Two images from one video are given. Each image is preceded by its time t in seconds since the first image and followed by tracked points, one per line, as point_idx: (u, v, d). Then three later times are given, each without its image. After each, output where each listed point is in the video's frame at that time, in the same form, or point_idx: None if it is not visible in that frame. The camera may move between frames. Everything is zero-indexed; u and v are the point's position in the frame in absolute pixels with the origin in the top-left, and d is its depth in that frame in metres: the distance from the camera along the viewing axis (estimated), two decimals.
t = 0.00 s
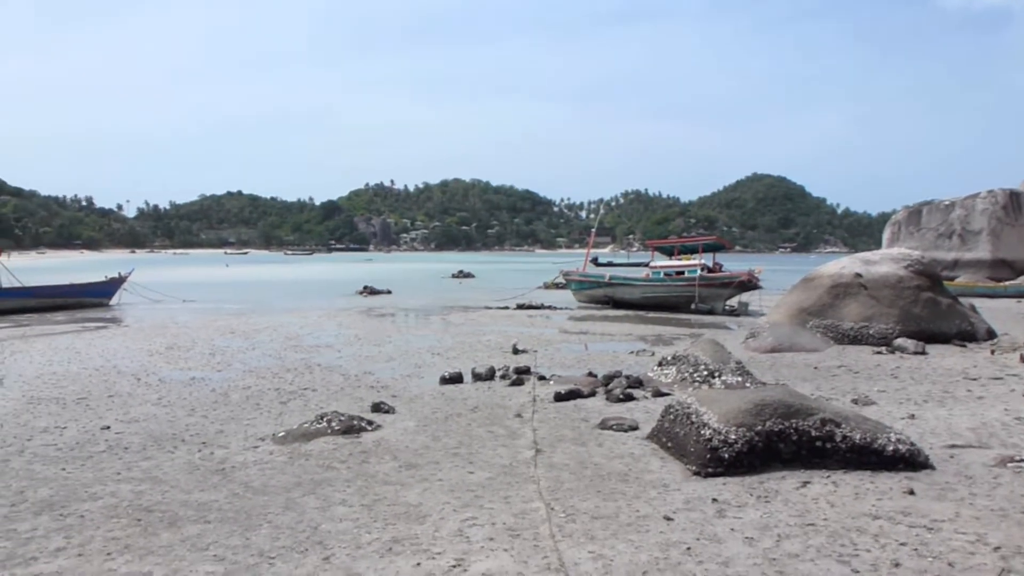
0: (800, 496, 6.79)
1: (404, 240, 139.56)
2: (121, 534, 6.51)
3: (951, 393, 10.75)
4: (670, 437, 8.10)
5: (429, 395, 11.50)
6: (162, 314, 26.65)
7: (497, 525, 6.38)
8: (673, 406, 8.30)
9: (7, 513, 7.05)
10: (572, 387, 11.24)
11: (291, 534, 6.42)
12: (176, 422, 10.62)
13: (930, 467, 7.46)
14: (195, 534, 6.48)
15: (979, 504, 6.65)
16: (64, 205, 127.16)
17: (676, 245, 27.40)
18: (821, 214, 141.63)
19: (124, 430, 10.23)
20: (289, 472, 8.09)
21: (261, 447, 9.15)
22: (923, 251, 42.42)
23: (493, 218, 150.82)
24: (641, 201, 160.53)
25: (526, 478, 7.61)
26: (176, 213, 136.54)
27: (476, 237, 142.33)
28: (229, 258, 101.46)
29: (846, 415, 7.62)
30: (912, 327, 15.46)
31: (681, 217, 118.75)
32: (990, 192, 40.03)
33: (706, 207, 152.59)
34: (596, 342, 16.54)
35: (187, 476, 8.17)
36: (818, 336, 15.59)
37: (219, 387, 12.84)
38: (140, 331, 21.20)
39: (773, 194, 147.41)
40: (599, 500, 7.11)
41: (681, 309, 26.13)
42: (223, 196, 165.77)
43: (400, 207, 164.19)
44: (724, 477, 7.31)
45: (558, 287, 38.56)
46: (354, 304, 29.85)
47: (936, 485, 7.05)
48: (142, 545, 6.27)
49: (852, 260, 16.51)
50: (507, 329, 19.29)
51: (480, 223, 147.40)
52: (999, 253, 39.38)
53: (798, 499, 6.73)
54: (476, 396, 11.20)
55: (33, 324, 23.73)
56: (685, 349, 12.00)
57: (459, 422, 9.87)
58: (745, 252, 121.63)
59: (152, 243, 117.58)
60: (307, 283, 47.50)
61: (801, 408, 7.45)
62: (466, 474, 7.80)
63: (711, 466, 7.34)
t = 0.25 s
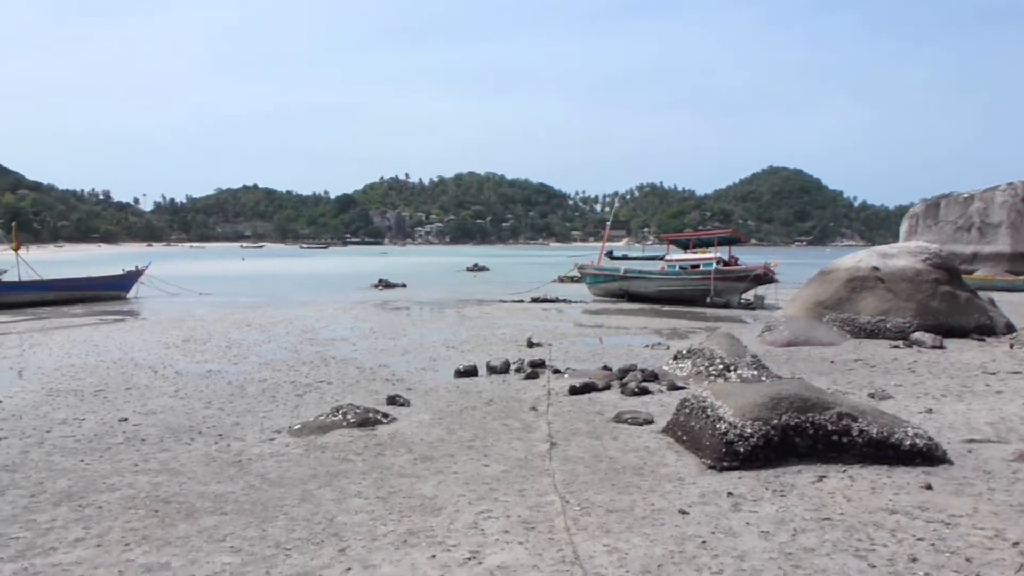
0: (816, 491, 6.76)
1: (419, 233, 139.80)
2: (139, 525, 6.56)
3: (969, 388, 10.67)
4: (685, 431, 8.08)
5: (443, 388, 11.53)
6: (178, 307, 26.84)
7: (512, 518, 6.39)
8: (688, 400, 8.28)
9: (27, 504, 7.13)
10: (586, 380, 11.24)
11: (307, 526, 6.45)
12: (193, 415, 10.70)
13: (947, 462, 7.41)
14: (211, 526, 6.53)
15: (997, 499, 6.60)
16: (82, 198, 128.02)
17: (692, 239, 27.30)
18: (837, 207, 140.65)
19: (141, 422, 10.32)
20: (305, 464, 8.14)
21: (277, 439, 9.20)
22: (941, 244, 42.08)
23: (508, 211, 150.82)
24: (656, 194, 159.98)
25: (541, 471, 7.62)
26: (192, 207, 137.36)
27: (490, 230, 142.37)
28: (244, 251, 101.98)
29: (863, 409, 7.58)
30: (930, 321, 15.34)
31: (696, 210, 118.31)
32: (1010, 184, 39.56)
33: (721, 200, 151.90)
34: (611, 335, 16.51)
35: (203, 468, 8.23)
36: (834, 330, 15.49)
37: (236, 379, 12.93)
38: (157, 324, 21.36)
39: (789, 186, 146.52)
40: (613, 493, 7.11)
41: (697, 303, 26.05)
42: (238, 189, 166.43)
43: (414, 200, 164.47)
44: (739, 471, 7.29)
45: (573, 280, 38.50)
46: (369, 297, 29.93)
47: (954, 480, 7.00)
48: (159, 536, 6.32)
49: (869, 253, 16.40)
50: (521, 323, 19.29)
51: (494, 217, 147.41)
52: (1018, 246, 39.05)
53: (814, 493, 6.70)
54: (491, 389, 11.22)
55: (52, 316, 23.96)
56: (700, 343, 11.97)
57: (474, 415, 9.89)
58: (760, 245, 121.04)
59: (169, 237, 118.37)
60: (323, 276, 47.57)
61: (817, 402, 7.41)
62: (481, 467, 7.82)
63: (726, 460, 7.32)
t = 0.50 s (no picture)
0: (832, 486, 6.73)
1: (433, 228, 139.92)
2: (156, 518, 6.61)
3: (988, 383, 10.59)
4: (701, 426, 8.06)
5: (458, 382, 11.55)
6: (194, 302, 27.00)
7: (527, 512, 6.40)
8: (703, 395, 8.26)
9: (45, 496, 7.20)
10: (601, 375, 11.23)
11: (323, 518, 6.49)
12: (209, 408, 10.77)
13: (965, 458, 7.36)
14: (228, 518, 6.57)
15: (1016, 496, 6.55)
16: (98, 194, 128.92)
17: (707, 233, 27.19)
18: (854, 201, 139.68)
19: (158, 415, 10.39)
20: (320, 457, 8.17)
21: (293, 432, 9.25)
22: (959, 238, 41.71)
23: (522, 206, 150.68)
24: (671, 188, 159.40)
25: (555, 465, 7.62)
26: (208, 202, 138.05)
27: (504, 225, 142.34)
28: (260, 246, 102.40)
29: (879, 404, 7.54)
30: (948, 316, 15.22)
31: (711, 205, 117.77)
32: None
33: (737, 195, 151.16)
34: (625, 330, 16.49)
35: (220, 461, 8.28)
36: (851, 325, 15.40)
37: (252, 373, 13.00)
38: (173, 318, 21.48)
39: (805, 181, 145.62)
40: (629, 488, 7.11)
41: (712, 298, 25.96)
42: (253, 184, 167.05)
43: (428, 195, 164.61)
44: (755, 466, 7.27)
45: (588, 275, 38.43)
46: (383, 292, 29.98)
47: (973, 476, 6.95)
48: (176, 528, 6.37)
49: (886, 248, 16.28)
50: (535, 317, 19.28)
51: (508, 211, 147.33)
52: None
53: (830, 489, 6.67)
54: (505, 384, 11.22)
55: (70, 311, 24.17)
56: (715, 338, 11.92)
57: (489, 409, 9.90)
58: (776, 240, 120.40)
59: (185, 232, 119.03)
60: (337, 271, 47.72)
61: (834, 397, 7.38)
62: (496, 461, 7.83)
63: (742, 455, 7.30)
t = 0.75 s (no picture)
0: (860, 480, 6.68)
1: (457, 219, 140.12)
2: (185, 505, 6.70)
3: (1020, 377, 10.43)
4: (726, 418, 8.02)
5: (482, 372, 11.59)
6: (221, 292, 27.26)
7: (552, 503, 6.41)
8: (729, 387, 8.22)
9: (76, 482, 7.32)
10: (626, 366, 11.21)
11: (349, 507, 6.54)
12: (236, 397, 10.89)
13: (996, 453, 7.26)
14: (255, 506, 6.65)
15: None
16: (127, 185, 130.39)
17: (732, 225, 26.99)
18: (882, 192, 137.99)
19: (187, 404, 10.52)
20: (346, 447, 8.23)
21: (320, 421, 9.33)
22: (991, 230, 41.06)
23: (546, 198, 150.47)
24: (696, 179, 158.33)
25: (580, 456, 7.62)
26: (234, 193, 139.18)
27: (529, 216, 142.25)
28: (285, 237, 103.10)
29: (908, 397, 7.46)
30: (979, 310, 15.03)
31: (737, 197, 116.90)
32: None
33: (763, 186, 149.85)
34: (650, 321, 16.43)
35: (247, 449, 8.37)
36: (879, 318, 15.25)
37: (278, 363, 13.12)
38: (200, 308, 21.71)
39: (833, 172, 144.00)
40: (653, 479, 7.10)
41: (737, 290, 25.80)
42: (279, 176, 168.09)
43: (452, 186, 164.81)
44: (781, 459, 7.23)
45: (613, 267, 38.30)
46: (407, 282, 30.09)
47: (1004, 472, 6.85)
48: (205, 515, 6.45)
49: (915, 240, 16.07)
50: (560, 308, 19.28)
51: (533, 203, 147.17)
52: None
53: (857, 482, 6.62)
54: (530, 374, 11.24)
55: (100, 300, 24.52)
56: (741, 330, 11.85)
57: (514, 400, 9.92)
58: (802, 232, 119.28)
59: (212, 223, 120.14)
60: (361, 262, 47.94)
61: (862, 391, 7.32)
62: (520, 452, 7.85)
63: (768, 447, 7.26)
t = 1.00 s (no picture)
0: (886, 478, 6.63)
1: (479, 213, 140.18)
2: (210, 495, 6.78)
3: None
4: (750, 415, 7.99)
5: (505, 367, 11.61)
6: (245, 285, 27.48)
7: (575, 497, 6.41)
8: (753, 383, 8.18)
9: (104, 472, 7.42)
10: (648, 361, 11.18)
11: (372, 499, 6.58)
12: (261, 389, 10.98)
13: None
14: (279, 497, 6.71)
15: None
16: (153, 179, 131.62)
17: (757, 220, 26.80)
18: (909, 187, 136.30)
19: (212, 395, 10.63)
20: (369, 439, 8.28)
21: (343, 414, 9.39)
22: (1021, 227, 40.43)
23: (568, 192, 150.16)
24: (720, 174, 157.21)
25: (603, 451, 7.62)
26: (259, 187, 140.12)
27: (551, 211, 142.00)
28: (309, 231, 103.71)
29: (935, 395, 7.38)
30: (1008, 306, 14.86)
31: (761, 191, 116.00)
32: None
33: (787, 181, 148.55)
34: (673, 317, 16.37)
35: (272, 440, 8.45)
36: (905, 315, 15.19)
37: (302, 355, 13.21)
38: (225, 300, 21.90)
39: (859, 167, 142.45)
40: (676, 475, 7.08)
41: (761, 285, 25.65)
42: (302, 170, 168.88)
43: (475, 180, 164.85)
44: (805, 456, 7.18)
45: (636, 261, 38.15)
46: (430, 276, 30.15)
47: None
48: (230, 506, 6.52)
49: (943, 235, 15.86)
50: (582, 303, 19.26)
51: (555, 197, 146.92)
52: None
53: (883, 480, 6.57)
54: (552, 369, 11.24)
55: (126, 292, 24.79)
56: (766, 325, 11.78)
57: (536, 395, 9.93)
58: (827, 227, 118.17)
59: (237, 216, 121.04)
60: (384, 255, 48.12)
61: (888, 388, 7.26)
62: (543, 446, 7.85)
63: (792, 444, 7.22)
